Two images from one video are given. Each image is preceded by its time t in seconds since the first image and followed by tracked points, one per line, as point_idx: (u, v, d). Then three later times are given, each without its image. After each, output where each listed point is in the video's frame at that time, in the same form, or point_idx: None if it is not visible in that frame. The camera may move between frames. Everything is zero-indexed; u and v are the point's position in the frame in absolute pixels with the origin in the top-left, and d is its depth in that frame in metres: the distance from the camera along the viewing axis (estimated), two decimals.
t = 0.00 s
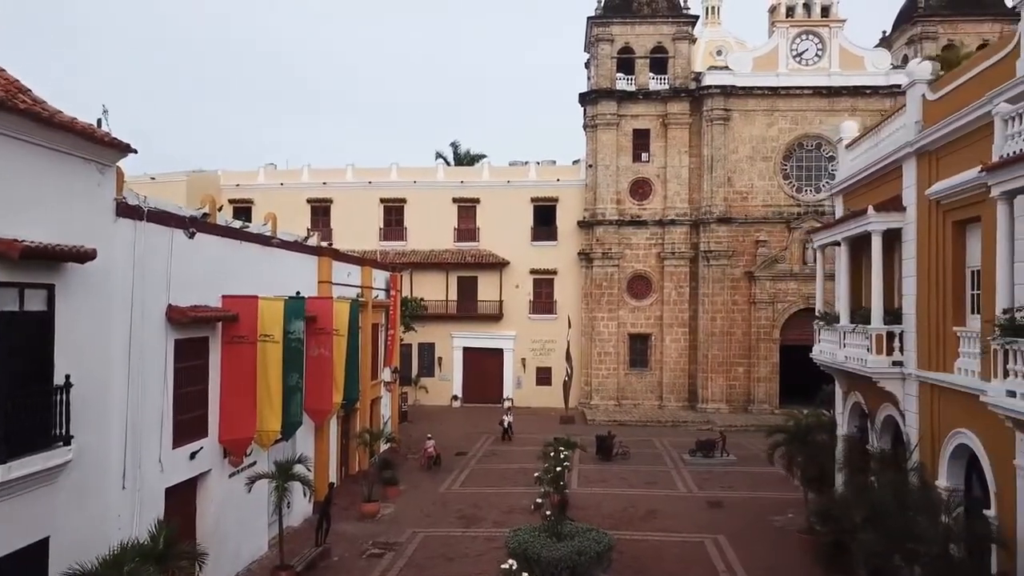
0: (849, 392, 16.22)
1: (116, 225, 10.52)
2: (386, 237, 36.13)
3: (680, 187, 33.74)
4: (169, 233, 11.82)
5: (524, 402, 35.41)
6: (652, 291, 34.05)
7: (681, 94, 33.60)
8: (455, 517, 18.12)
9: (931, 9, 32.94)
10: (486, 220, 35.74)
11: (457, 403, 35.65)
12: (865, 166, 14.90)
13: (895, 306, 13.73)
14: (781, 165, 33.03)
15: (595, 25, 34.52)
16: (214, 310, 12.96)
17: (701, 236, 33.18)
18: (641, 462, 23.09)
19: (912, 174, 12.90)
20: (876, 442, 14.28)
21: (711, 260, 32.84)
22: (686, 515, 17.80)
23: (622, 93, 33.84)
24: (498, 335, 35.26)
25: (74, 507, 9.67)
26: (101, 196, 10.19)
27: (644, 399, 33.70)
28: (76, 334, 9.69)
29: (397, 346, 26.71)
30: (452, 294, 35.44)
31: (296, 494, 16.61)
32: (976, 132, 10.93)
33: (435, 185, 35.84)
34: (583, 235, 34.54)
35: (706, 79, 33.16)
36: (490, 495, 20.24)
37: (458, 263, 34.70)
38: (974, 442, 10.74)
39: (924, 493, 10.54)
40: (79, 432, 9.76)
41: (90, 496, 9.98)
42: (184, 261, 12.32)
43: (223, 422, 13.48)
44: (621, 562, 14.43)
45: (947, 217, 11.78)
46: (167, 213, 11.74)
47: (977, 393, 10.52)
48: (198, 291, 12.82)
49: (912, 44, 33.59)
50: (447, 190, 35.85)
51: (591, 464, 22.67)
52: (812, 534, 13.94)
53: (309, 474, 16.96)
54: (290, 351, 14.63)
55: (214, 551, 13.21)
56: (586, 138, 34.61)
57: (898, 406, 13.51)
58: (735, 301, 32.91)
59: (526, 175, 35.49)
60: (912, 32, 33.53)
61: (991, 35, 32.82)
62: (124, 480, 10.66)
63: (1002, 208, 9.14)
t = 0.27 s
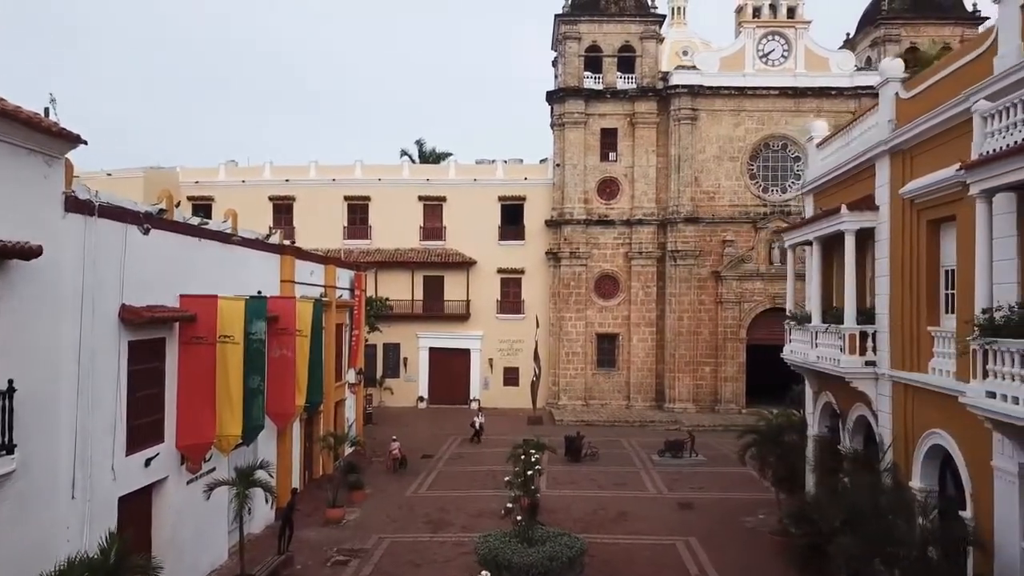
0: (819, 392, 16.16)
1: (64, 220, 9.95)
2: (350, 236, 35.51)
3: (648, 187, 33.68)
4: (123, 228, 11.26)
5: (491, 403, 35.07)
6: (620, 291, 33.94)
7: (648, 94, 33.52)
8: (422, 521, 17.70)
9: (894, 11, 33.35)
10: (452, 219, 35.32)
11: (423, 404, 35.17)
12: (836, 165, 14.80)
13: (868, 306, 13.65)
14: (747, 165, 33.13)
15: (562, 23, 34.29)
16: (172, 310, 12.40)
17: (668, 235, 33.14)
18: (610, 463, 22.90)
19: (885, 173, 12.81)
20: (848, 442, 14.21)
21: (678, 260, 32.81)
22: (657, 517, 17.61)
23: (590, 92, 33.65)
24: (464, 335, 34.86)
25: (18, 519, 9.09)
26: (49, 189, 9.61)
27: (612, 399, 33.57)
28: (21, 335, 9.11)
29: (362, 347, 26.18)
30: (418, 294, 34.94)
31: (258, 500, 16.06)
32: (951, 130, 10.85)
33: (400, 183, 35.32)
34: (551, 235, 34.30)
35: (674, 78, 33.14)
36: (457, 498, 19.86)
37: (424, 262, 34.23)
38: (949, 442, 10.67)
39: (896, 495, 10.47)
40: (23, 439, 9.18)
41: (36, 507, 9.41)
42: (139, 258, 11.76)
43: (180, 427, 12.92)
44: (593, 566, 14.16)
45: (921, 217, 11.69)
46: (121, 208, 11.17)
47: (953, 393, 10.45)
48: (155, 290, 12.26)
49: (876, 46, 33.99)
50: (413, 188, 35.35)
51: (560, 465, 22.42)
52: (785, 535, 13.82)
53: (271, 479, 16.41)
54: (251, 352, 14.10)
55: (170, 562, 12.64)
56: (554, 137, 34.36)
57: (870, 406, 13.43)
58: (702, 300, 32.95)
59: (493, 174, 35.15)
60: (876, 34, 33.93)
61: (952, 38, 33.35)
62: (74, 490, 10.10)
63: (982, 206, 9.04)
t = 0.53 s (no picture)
0: (790, 392, 16.07)
1: (9, 214, 9.36)
2: (313, 234, 34.82)
3: (615, 187, 33.54)
4: (72, 224, 10.67)
5: (457, 404, 34.66)
6: (587, 291, 33.77)
7: (616, 93, 33.39)
8: (388, 527, 17.26)
9: (857, 14, 33.74)
10: (418, 218, 34.83)
11: (388, 406, 34.62)
12: (808, 165, 14.69)
13: (841, 306, 13.56)
14: (714, 165, 33.19)
15: (529, 20, 33.99)
16: (125, 310, 11.82)
17: (635, 235, 33.06)
18: (579, 465, 22.67)
19: (858, 172, 12.70)
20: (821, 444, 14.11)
21: (646, 260, 32.73)
22: (628, 519, 17.38)
23: (557, 90, 33.38)
24: (430, 336, 34.40)
25: None
26: None
27: (579, 399, 33.38)
28: None
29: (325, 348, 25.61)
30: (383, 293, 34.38)
31: (217, 507, 15.49)
32: (926, 129, 10.75)
33: (365, 181, 34.73)
34: (518, 234, 34.01)
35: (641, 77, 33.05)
36: (424, 502, 19.45)
37: (389, 262, 33.69)
38: (924, 443, 10.58)
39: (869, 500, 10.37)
40: None
41: None
42: (90, 256, 11.17)
43: (134, 433, 12.32)
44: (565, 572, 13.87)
45: (895, 216, 11.60)
46: (70, 202, 10.59)
47: (929, 395, 10.35)
48: (107, 289, 11.67)
49: (840, 48, 34.36)
50: (378, 186, 34.79)
51: (529, 468, 22.13)
52: (758, 538, 13.66)
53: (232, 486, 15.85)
54: (210, 355, 13.57)
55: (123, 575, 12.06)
56: (521, 136, 34.06)
57: (843, 407, 13.34)
58: (669, 300, 32.92)
59: (459, 172, 34.73)
60: (840, 36, 34.31)
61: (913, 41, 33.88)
62: (18, 502, 9.48)
63: (961, 205, 8.94)
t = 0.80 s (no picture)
0: (767, 392, 15.94)
1: None
2: (280, 233, 34.14)
3: (587, 186, 33.35)
4: (24, 220, 10.10)
5: (427, 405, 34.23)
6: (559, 290, 33.54)
7: (588, 92, 33.20)
8: (359, 533, 16.83)
9: (827, 15, 33.99)
10: (387, 217, 34.32)
11: (357, 407, 34.06)
12: (786, 163, 14.55)
13: (820, 306, 13.43)
14: (686, 165, 33.16)
15: (500, 17, 33.62)
16: (82, 311, 11.26)
17: (607, 235, 32.90)
18: (552, 467, 22.41)
19: (838, 171, 12.56)
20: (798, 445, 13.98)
21: (618, 260, 32.59)
22: (603, 523, 17.12)
23: (529, 88, 33.08)
24: (400, 336, 33.91)
25: None
26: None
27: (551, 400, 33.13)
28: None
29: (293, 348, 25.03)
30: (351, 293, 33.81)
31: (180, 515, 14.95)
32: (907, 127, 10.61)
33: (333, 178, 34.13)
34: (489, 233, 33.66)
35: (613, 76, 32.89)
36: (395, 507, 19.03)
37: (358, 261, 33.13)
38: (906, 445, 10.45)
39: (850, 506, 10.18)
40: None
41: None
42: (43, 253, 10.61)
43: (92, 440, 11.75)
44: None
45: (876, 215, 11.47)
46: (20, 196, 10.01)
47: (911, 396, 10.22)
48: (62, 289, 11.10)
49: (810, 49, 34.59)
50: (346, 183, 34.21)
51: (502, 470, 21.82)
52: (737, 541, 13.48)
53: (196, 492, 15.33)
54: (172, 357, 13.05)
55: None
56: (492, 134, 33.71)
57: (822, 408, 13.21)
58: (641, 300, 32.82)
59: (429, 170, 34.29)
60: (810, 37, 34.53)
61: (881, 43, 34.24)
62: None
63: (948, 203, 8.79)
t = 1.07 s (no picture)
0: (743, 393, 15.79)
1: None
2: (245, 231, 33.40)
3: (558, 185, 33.11)
4: None
5: (396, 406, 33.74)
6: (530, 290, 33.26)
7: (559, 90, 32.96)
8: (328, 540, 16.36)
9: (796, 16, 34.22)
10: (356, 215, 33.75)
11: (324, 409, 33.44)
12: (763, 161, 14.40)
13: (799, 306, 13.27)
14: (657, 165, 33.09)
15: (471, 14, 33.21)
16: (35, 312, 10.64)
17: (578, 234, 32.70)
18: (524, 469, 22.13)
19: (817, 169, 12.42)
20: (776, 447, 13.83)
21: (589, 259, 32.39)
22: (577, 527, 16.85)
23: (500, 86, 32.74)
24: (369, 337, 33.36)
25: None
26: None
27: (522, 401, 32.83)
28: None
29: (258, 350, 24.43)
30: (319, 293, 33.18)
31: (140, 523, 14.38)
32: (888, 125, 10.47)
33: (300, 176, 33.48)
34: (460, 232, 33.27)
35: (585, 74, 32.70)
36: (365, 512, 18.58)
37: (326, 260, 32.52)
38: (889, 447, 10.31)
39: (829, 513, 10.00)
40: None
41: None
42: None
43: (47, 447, 11.09)
44: None
45: (857, 214, 11.33)
46: None
47: (894, 398, 10.08)
48: (14, 289, 10.47)
49: (780, 49, 34.75)
50: (314, 181, 33.58)
51: (473, 473, 21.47)
52: (716, 545, 13.28)
53: (156, 500, 14.78)
54: (131, 360, 12.53)
55: None
56: (462, 131, 33.30)
57: (800, 410, 13.07)
58: (612, 300, 32.69)
59: (399, 168, 33.79)
60: (779, 38, 34.70)
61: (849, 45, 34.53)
62: None
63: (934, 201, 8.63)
